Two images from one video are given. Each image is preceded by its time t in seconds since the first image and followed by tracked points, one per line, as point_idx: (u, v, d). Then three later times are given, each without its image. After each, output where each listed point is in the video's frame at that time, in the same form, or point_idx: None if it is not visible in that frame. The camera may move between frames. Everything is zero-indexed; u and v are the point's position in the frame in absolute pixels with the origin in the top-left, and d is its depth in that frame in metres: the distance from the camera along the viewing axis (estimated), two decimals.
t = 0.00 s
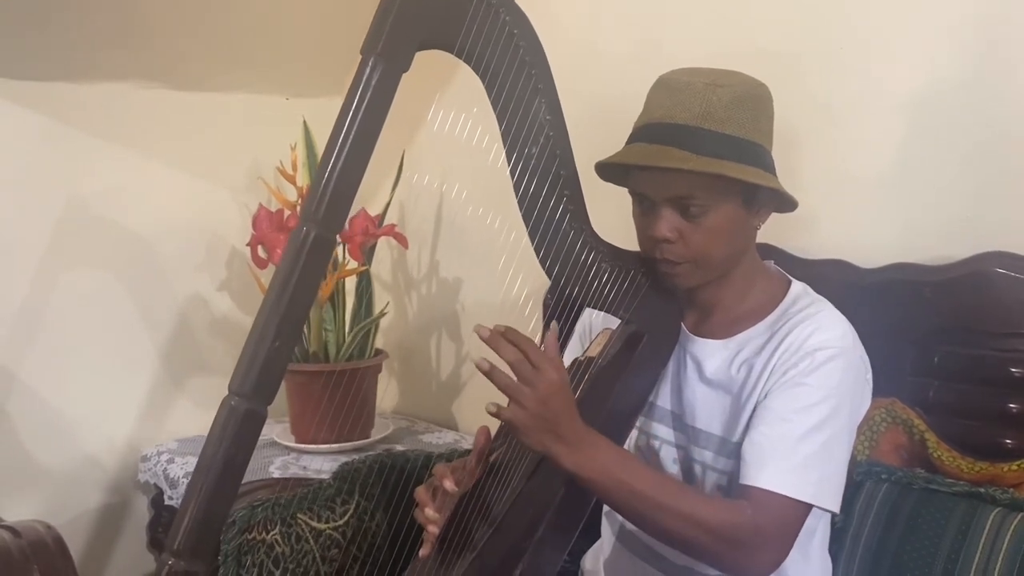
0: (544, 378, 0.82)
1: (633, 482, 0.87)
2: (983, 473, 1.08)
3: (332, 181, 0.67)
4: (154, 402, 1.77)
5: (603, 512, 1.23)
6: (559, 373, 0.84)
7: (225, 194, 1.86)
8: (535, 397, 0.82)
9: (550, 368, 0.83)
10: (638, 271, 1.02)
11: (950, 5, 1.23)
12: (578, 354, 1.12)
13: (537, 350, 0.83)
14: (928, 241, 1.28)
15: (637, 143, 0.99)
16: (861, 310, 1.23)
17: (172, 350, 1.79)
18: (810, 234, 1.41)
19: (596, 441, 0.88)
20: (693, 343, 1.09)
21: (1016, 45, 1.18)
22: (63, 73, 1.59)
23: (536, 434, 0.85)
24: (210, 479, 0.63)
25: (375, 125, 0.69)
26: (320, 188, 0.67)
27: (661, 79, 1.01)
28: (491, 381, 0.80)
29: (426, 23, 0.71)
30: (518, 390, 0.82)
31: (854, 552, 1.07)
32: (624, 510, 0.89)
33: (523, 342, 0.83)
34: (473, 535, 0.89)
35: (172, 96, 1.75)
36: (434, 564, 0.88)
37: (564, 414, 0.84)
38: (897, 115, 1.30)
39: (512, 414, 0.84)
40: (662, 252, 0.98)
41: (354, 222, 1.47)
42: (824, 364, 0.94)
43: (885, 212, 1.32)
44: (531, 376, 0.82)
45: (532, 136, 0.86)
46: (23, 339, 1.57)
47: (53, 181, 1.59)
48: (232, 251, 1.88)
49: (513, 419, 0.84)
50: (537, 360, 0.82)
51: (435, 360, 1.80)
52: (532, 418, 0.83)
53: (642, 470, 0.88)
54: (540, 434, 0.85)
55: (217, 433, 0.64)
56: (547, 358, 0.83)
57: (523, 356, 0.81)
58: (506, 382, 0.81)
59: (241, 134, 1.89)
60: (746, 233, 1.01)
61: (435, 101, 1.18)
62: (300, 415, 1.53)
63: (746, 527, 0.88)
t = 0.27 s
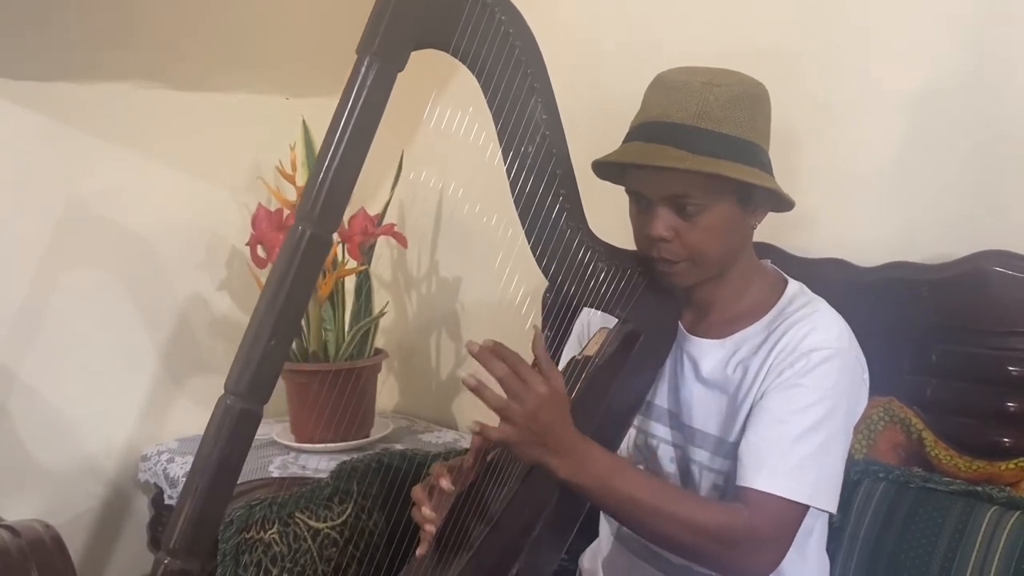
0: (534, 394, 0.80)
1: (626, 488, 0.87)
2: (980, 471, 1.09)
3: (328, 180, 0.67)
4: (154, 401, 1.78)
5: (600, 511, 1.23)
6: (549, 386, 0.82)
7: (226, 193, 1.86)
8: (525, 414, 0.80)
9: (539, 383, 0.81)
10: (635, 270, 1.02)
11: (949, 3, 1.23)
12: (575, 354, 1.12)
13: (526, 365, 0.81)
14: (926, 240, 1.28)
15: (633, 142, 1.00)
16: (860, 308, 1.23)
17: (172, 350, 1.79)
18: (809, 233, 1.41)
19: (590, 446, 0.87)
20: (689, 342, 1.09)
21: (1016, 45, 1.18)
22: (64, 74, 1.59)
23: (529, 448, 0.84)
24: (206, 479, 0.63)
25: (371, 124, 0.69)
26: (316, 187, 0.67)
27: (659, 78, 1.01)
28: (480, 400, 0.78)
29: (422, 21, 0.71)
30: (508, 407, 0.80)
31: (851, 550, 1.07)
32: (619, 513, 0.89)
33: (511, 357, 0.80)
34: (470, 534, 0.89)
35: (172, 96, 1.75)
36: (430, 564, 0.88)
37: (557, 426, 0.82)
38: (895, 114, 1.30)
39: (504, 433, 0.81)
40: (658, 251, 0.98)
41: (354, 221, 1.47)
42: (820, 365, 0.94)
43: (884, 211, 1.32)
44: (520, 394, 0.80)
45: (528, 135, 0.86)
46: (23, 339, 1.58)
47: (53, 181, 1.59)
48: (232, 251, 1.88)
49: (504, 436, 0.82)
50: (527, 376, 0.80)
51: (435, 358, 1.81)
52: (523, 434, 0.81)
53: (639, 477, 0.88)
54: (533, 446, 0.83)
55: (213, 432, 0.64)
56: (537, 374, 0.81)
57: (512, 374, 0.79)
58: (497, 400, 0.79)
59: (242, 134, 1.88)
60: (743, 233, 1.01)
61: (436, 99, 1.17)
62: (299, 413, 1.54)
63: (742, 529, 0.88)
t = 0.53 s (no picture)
0: (509, 394, 0.79)
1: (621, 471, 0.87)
2: (977, 467, 1.08)
3: (324, 178, 0.67)
4: (155, 400, 1.78)
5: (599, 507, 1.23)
6: (529, 382, 0.80)
7: (225, 192, 1.86)
8: (501, 409, 0.80)
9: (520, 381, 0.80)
10: (632, 267, 1.02)
11: None
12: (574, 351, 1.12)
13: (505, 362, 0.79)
14: (924, 237, 1.28)
15: (630, 139, 1.00)
16: (858, 306, 1.23)
17: (172, 348, 1.79)
18: (808, 231, 1.41)
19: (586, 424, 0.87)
20: (687, 340, 1.09)
21: (1015, 42, 1.18)
22: (63, 74, 1.59)
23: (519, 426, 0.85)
24: (202, 476, 0.63)
25: (367, 122, 0.69)
26: (312, 184, 0.67)
27: (655, 75, 1.01)
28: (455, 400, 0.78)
29: (418, 19, 0.71)
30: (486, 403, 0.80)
31: (849, 546, 1.07)
32: (618, 497, 0.90)
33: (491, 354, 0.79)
34: (467, 531, 0.90)
35: (170, 94, 1.75)
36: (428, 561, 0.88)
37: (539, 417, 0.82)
38: (893, 111, 1.30)
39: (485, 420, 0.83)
40: (655, 249, 0.98)
41: (353, 219, 1.47)
42: (817, 361, 0.94)
43: (882, 208, 1.32)
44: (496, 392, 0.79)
45: (525, 133, 0.86)
46: (23, 338, 1.58)
47: (53, 180, 1.59)
48: (232, 249, 1.88)
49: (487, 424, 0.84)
50: (505, 374, 0.79)
51: (435, 357, 1.78)
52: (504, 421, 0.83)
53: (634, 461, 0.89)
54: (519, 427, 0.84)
55: (210, 429, 0.64)
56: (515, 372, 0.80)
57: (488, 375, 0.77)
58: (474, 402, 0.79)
59: (241, 133, 1.88)
60: (740, 230, 1.01)
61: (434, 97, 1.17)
62: (300, 411, 1.54)
63: (735, 521, 0.88)
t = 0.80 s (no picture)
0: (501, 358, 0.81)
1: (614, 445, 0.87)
2: (976, 465, 1.08)
3: (319, 176, 0.67)
4: (155, 399, 1.78)
5: (599, 505, 1.23)
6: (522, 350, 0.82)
7: (226, 191, 1.86)
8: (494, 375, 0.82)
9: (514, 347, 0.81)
10: (629, 265, 1.02)
11: None
12: (572, 349, 1.12)
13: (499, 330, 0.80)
14: (924, 234, 1.28)
15: (627, 136, 0.99)
16: (858, 303, 1.23)
17: (172, 347, 1.79)
18: (807, 229, 1.41)
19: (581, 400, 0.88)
20: (685, 337, 1.09)
21: (1015, 39, 1.17)
22: (63, 73, 1.59)
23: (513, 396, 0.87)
24: (197, 475, 0.63)
25: (363, 119, 0.69)
26: (308, 182, 0.67)
27: (653, 72, 1.01)
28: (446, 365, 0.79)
29: (414, 16, 0.71)
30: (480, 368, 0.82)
31: (847, 543, 1.07)
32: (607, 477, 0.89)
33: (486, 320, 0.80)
34: (464, 528, 0.90)
35: (170, 93, 1.74)
36: (426, 561, 0.88)
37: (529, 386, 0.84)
38: (892, 108, 1.30)
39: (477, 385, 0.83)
40: (653, 246, 0.98)
41: (352, 218, 1.47)
42: (811, 354, 0.94)
43: (881, 206, 1.32)
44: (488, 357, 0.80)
45: (522, 130, 0.86)
46: (23, 338, 1.58)
47: (53, 180, 1.59)
48: (232, 248, 1.88)
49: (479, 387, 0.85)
50: (498, 341, 0.81)
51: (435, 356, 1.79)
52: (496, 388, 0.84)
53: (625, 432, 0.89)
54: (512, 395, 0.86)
55: (205, 428, 0.64)
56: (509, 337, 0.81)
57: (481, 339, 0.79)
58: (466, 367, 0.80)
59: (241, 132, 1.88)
60: (738, 227, 1.01)
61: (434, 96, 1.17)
62: (299, 412, 1.53)
63: (719, 506, 0.88)
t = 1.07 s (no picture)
0: (513, 354, 0.81)
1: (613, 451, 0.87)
2: (976, 463, 1.09)
3: (316, 173, 0.67)
4: (156, 397, 1.78)
5: (598, 504, 1.23)
6: (534, 349, 0.82)
7: (226, 189, 1.86)
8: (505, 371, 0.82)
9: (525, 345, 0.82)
10: (628, 262, 1.02)
11: None
12: (571, 347, 1.12)
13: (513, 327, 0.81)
14: (923, 232, 1.28)
15: (625, 133, 0.99)
16: (858, 301, 1.22)
17: (173, 346, 1.79)
18: (806, 226, 1.40)
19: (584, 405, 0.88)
20: (684, 335, 1.09)
21: (1016, 35, 1.17)
22: (63, 72, 1.58)
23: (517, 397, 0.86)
24: (194, 472, 0.63)
25: (359, 116, 0.68)
26: (305, 179, 0.67)
27: (651, 69, 1.01)
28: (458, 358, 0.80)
29: (411, 12, 0.71)
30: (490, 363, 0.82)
31: (847, 540, 1.06)
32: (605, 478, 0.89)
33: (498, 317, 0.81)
34: (462, 526, 0.90)
35: (169, 91, 1.74)
36: (424, 559, 0.89)
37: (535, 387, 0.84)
38: (892, 105, 1.29)
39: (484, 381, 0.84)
40: (652, 243, 0.98)
41: (352, 216, 1.47)
42: (810, 352, 0.94)
43: (881, 204, 1.32)
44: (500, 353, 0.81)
45: (520, 127, 0.86)
46: (24, 337, 1.58)
47: (54, 179, 1.59)
48: (232, 247, 1.88)
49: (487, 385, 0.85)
50: (511, 337, 0.81)
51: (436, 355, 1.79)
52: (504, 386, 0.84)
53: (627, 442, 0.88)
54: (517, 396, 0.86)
55: (202, 424, 0.64)
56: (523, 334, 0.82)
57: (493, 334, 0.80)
58: (476, 364, 0.81)
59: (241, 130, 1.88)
60: (737, 224, 1.00)
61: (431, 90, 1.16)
62: (297, 408, 1.54)
63: (718, 506, 0.88)
